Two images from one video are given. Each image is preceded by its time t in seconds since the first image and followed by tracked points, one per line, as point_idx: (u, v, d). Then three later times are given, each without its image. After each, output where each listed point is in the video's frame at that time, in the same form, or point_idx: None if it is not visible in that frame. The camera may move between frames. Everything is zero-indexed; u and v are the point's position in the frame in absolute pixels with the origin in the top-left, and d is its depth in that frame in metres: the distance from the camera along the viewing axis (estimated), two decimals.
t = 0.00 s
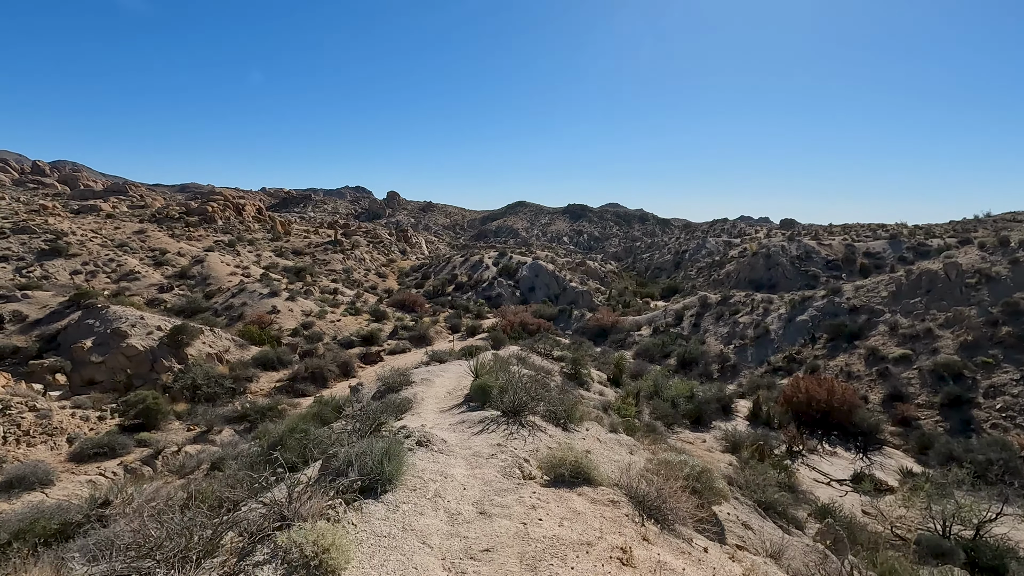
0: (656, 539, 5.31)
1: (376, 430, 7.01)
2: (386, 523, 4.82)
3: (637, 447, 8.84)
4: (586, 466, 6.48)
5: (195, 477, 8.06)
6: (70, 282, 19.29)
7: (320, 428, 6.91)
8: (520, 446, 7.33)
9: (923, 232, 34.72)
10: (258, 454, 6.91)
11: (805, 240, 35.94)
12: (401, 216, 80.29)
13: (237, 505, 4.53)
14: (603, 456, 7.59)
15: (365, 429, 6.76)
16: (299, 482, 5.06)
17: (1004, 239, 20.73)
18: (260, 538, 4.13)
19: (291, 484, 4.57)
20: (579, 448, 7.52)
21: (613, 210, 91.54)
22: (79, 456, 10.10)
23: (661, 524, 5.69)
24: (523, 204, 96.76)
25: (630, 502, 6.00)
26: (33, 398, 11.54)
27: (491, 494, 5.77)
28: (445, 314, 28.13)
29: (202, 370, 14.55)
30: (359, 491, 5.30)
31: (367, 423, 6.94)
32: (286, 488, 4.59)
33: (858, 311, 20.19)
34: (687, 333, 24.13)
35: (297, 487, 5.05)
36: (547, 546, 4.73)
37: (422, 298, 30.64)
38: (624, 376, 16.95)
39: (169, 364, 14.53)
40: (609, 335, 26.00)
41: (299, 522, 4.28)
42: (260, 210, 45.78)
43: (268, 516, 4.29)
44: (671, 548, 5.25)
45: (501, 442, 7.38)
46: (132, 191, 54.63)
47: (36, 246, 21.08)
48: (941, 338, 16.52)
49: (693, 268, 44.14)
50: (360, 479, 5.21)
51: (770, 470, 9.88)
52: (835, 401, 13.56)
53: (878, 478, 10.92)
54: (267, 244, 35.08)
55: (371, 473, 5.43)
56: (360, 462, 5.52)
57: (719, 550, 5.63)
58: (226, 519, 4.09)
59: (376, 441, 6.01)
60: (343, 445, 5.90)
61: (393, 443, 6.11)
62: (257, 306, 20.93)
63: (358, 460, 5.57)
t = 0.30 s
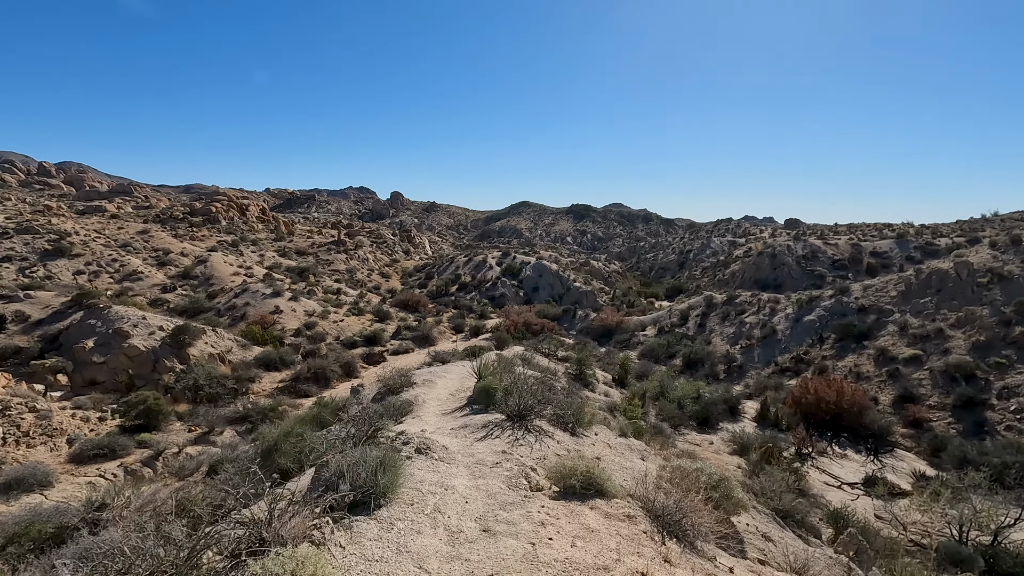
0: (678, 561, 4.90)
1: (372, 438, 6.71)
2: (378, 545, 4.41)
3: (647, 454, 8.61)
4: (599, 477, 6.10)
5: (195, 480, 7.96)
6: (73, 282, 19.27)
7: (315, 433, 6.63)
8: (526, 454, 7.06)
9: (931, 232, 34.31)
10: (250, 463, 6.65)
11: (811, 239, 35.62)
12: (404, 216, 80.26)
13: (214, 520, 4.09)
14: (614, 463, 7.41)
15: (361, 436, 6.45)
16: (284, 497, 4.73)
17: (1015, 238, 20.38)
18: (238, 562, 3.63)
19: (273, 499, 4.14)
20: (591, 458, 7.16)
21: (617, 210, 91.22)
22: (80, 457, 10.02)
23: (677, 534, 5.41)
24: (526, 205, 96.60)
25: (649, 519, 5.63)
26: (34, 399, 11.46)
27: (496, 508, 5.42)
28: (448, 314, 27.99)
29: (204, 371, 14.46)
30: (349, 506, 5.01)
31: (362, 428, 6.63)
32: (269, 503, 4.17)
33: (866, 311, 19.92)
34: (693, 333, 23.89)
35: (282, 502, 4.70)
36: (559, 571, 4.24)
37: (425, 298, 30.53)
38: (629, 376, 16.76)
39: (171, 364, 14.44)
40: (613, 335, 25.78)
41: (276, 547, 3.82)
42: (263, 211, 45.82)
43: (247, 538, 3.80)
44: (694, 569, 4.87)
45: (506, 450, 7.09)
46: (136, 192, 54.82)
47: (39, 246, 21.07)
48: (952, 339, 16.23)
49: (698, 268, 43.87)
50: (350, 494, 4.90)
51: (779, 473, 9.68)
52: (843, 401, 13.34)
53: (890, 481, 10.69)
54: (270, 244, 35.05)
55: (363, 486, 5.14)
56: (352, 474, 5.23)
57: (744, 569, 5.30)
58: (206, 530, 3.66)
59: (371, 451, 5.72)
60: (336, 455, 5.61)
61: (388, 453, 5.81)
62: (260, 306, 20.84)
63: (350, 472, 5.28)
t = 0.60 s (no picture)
0: None
1: (364, 457, 6.22)
2: None
3: (656, 465, 8.42)
4: (608, 496, 5.77)
5: (193, 486, 7.83)
6: (74, 283, 19.25)
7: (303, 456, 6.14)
8: (529, 468, 6.77)
9: (936, 232, 34.01)
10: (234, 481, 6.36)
11: (815, 240, 35.37)
12: (407, 217, 80.31)
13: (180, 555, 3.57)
14: (623, 477, 7.24)
15: (350, 456, 5.98)
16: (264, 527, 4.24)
17: None
18: None
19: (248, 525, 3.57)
20: (600, 475, 6.78)
21: (619, 211, 91.04)
22: (77, 461, 9.90)
23: (694, 559, 5.10)
24: (528, 206, 96.55)
25: (663, 541, 5.32)
26: (32, 401, 11.35)
27: (496, 532, 5.04)
28: (450, 315, 27.87)
29: (205, 373, 14.37)
30: (336, 532, 4.49)
31: (352, 447, 6.15)
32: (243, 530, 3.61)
33: (873, 312, 19.69)
34: (697, 334, 23.70)
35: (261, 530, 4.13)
36: None
37: (427, 299, 30.42)
38: (633, 378, 16.58)
39: (171, 366, 14.35)
40: (616, 337, 25.60)
41: None
42: (266, 212, 45.87)
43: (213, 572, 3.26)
44: None
45: (509, 463, 6.81)
46: (140, 193, 55.02)
47: (41, 247, 21.07)
48: (961, 341, 15.98)
49: (701, 269, 43.66)
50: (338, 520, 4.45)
51: (787, 479, 9.49)
52: (852, 405, 13.04)
53: (900, 486, 10.48)
54: (273, 245, 35.05)
55: (352, 509, 4.64)
56: (340, 496, 4.74)
57: None
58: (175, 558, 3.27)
59: (361, 468, 5.23)
60: (323, 475, 5.13)
61: (381, 470, 5.33)
62: (262, 308, 20.77)
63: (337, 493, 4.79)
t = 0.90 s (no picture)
0: None
1: (352, 465, 5.89)
2: None
3: (664, 472, 8.20)
4: (618, 511, 5.53)
5: (190, 488, 7.72)
6: (76, 282, 19.21)
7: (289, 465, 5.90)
8: (532, 476, 6.58)
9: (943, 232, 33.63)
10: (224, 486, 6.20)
11: (820, 240, 35.05)
12: (409, 217, 80.21)
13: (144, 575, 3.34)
14: (631, 484, 7.05)
15: (338, 464, 5.70)
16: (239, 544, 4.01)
17: None
18: None
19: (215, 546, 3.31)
20: (608, 485, 6.54)
21: (622, 210, 90.72)
22: (75, 461, 9.80)
23: None
24: (531, 206, 96.38)
25: (679, 562, 5.04)
26: (30, 401, 11.27)
27: (495, 552, 4.78)
28: (453, 315, 27.72)
29: (205, 372, 14.28)
30: (317, 551, 4.28)
31: (338, 454, 5.84)
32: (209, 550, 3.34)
33: (881, 312, 19.44)
34: (701, 334, 23.48)
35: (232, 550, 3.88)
36: None
37: (430, 298, 30.29)
38: (637, 378, 16.40)
39: (172, 365, 14.27)
40: (620, 337, 25.40)
41: None
42: (269, 211, 45.84)
43: None
44: None
45: (509, 471, 6.63)
46: (143, 193, 55.08)
47: (43, 246, 21.04)
48: (971, 341, 15.73)
49: (705, 269, 43.38)
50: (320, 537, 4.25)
51: (795, 482, 9.30)
52: (860, 405, 12.85)
53: (910, 489, 10.28)
54: (275, 244, 34.99)
55: (335, 525, 4.42)
56: (324, 510, 4.53)
57: None
58: None
59: (347, 478, 5.02)
60: (306, 488, 4.89)
61: (367, 480, 5.11)
62: (263, 307, 20.69)
63: (320, 508, 4.58)
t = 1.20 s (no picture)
0: None
1: (343, 476, 5.73)
2: None
3: (676, 479, 8.01)
4: (636, 529, 5.29)
5: (188, 490, 7.61)
6: (78, 281, 19.19)
7: (278, 477, 5.63)
8: (539, 488, 6.38)
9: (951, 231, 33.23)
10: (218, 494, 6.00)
11: (825, 239, 34.73)
12: (412, 217, 80.17)
13: None
14: (645, 496, 6.86)
15: (329, 477, 5.45)
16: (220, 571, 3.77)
17: None
18: None
19: None
20: (622, 497, 6.34)
21: (625, 210, 90.40)
22: (75, 461, 9.71)
23: None
24: (534, 206, 96.21)
25: None
26: (31, 400, 11.19)
27: None
28: (456, 314, 27.59)
29: (207, 372, 14.20)
30: None
31: (330, 466, 5.64)
32: None
33: (889, 312, 19.19)
34: (706, 334, 23.26)
35: None
36: None
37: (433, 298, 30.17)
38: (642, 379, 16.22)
39: (173, 364, 14.18)
40: (624, 337, 25.20)
41: None
42: (272, 211, 45.87)
43: None
44: None
45: (514, 482, 6.45)
46: (147, 192, 55.26)
47: (46, 245, 21.05)
48: (982, 342, 15.47)
49: (709, 269, 43.11)
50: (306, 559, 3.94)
51: (804, 485, 9.11)
52: (869, 406, 12.64)
53: (923, 493, 10.06)
54: (278, 243, 34.96)
55: (321, 547, 4.06)
56: (311, 529, 4.22)
57: None
58: None
59: (336, 493, 4.69)
60: (291, 506, 4.59)
61: (359, 495, 4.77)
62: (266, 306, 20.62)
63: (307, 527, 4.27)
